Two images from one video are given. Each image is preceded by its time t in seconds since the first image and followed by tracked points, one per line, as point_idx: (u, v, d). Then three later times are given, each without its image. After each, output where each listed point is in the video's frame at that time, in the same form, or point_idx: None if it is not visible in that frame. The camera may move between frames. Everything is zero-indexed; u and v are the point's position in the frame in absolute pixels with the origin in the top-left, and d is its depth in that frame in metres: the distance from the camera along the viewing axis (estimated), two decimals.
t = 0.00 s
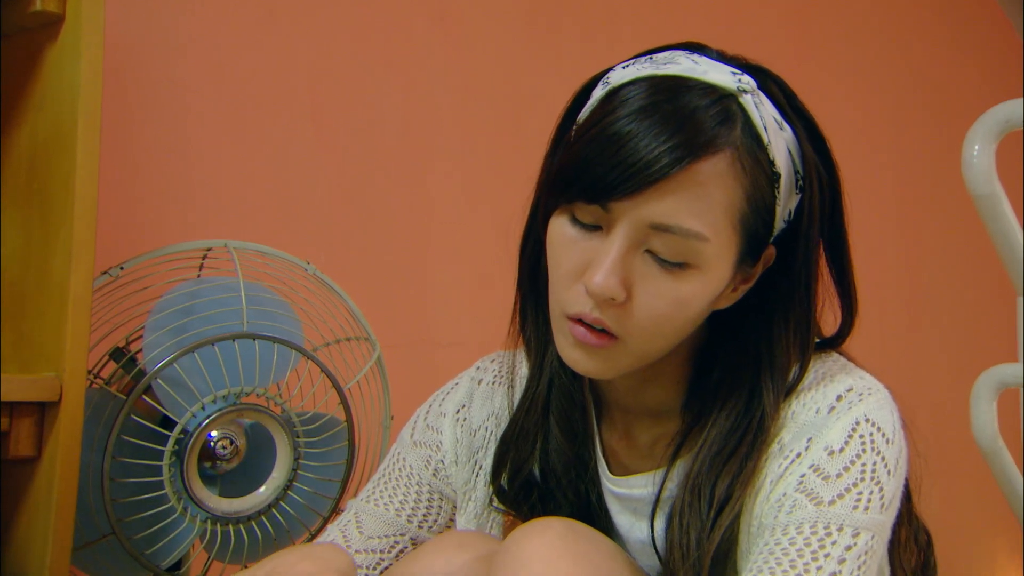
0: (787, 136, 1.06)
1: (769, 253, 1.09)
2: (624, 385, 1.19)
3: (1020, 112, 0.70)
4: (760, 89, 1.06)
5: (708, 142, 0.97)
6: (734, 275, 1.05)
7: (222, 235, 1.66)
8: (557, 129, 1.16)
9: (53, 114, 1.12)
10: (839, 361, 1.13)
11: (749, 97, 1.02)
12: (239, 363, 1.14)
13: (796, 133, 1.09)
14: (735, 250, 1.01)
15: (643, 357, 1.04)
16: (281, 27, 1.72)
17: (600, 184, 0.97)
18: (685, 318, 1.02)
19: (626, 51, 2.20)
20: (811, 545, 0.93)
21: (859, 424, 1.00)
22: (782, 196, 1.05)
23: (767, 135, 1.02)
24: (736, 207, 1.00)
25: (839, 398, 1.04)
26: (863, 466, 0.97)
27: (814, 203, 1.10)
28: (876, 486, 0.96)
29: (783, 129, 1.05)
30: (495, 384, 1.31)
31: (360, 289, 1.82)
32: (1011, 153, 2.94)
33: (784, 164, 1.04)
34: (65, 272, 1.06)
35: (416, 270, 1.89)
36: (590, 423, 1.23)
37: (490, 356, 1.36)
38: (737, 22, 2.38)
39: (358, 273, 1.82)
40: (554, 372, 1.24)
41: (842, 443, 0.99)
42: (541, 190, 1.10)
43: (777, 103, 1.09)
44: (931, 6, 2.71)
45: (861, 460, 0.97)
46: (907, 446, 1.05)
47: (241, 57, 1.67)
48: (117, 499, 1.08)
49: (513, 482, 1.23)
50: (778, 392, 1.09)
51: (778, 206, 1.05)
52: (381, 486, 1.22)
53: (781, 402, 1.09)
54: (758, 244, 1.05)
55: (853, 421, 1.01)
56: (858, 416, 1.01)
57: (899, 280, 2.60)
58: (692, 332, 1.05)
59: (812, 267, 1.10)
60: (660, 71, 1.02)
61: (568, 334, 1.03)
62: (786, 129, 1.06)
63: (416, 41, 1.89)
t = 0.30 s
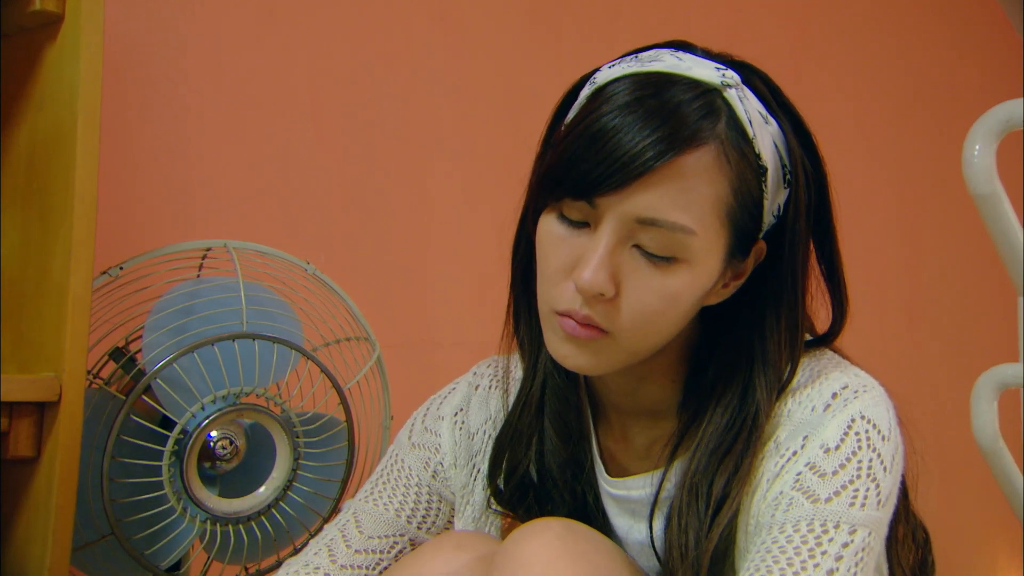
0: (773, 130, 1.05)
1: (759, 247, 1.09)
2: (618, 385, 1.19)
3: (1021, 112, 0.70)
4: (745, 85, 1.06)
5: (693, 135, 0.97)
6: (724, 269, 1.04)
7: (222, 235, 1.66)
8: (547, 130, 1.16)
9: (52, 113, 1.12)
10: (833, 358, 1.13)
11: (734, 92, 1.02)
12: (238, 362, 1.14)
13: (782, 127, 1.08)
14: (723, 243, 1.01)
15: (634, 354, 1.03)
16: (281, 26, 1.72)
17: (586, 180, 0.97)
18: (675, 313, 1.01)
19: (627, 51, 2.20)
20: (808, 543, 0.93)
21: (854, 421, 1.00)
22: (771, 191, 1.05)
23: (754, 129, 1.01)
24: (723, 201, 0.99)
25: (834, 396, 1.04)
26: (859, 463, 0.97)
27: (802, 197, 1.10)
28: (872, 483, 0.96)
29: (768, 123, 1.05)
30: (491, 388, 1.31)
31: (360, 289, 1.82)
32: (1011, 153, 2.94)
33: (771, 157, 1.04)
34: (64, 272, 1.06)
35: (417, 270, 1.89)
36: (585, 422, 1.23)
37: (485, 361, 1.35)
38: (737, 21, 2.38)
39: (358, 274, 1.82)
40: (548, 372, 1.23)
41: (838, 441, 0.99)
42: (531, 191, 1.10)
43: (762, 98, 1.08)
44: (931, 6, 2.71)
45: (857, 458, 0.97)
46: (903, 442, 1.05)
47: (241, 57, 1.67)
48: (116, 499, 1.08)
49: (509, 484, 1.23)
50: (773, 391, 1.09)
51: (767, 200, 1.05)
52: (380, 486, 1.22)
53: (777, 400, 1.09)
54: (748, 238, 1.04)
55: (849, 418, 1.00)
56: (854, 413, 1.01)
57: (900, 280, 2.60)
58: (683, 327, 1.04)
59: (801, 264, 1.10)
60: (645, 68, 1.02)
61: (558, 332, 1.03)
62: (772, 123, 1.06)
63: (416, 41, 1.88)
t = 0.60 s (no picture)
0: (777, 131, 1.05)
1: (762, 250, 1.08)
2: (620, 386, 1.18)
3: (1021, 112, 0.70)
4: (749, 85, 1.06)
5: (695, 136, 0.97)
6: (727, 272, 1.04)
7: (221, 235, 1.65)
8: (551, 130, 1.15)
9: (51, 112, 1.11)
10: (836, 363, 1.13)
11: (738, 93, 1.01)
12: (238, 362, 1.13)
13: (786, 127, 1.08)
14: (725, 245, 1.01)
15: (635, 355, 1.03)
16: (281, 26, 1.72)
17: (588, 181, 0.97)
18: (676, 315, 1.01)
19: (627, 51, 2.20)
20: (812, 548, 0.93)
21: (859, 426, 1.00)
22: (774, 192, 1.05)
23: (756, 131, 1.01)
24: (725, 203, 0.99)
25: (840, 400, 1.04)
26: (864, 468, 0.97)
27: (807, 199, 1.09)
28: (877, 489, 0.96)
29: (772, 124, 1.04)
30: (494, 387, 1.31)
31: (360, 289, 1.82)
32: (1011, 153, 2.94)
33: (776, 159, 1.04)
34: (64, 273, 1.06)
35: (416, 270, 1.89)
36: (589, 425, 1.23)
37: (489, 359, 1.36)
38: (737, 21, 2.38)
39: (358, 274, 1.81)
40: (551, 373, 1.23)
41: (843, 446, 0.99)
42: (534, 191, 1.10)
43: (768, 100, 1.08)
44: (931, 6, 2.71)
45: (862, 463, 0.97)
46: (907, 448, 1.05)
47: (240, 57, 1.67)
48: (115, 500, 1.08)
49: (511, 484, 1.23)
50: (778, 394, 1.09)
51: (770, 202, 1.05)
52: (381, 481, 1.21)
53: (781, 403, 1.09)
54: (750, 240, 1.04)
55: (854, 423, 1.00)
56: (859, 418, 1.01)
57: (900, 280, 2.59)
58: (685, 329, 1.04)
59: (802, 267, 1.09)
60: (649, 68, 1.02)
61: (560, 334, 1.03)
62: (776, 124, 1.06)
63: (416, 40, 1.88)
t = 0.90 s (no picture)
0: (765, 130, 1.04)
1: (756, 250, 1.07)
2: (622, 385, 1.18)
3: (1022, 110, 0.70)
4: (735, 84, 1.05)
5: (678, 139, 0.96)
6: (719, 274, 1.03)
7: (221, 235, 1.65)
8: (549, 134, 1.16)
9: (51, 112, 1.11)
10: (842, 363, 1.12)
11: (723, 93, 1.01)
12: (237, 362, 1.13)
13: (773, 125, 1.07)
14: (713, 247, 1.00)
15: (627, 360, 1.03)
16: (281, 26, 1.72)
17: (571, 186, 0.97)
18: (666, 318, 1.00)
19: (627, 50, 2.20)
20: (818, 549, 0.93)
21: (866, 428, 1.00)
22: (764, 193, 1.04)
23: (742, 131, 1.00)
24: (710, 204, 0.99)
25: (846, 402, 1.03)
26: (870, 471, 0.97)
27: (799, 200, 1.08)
28: (883, 492, 0.96)
29: (760, 122, 1.04)
30: (500, 382, 1.31)
31: (360, 289, 1.82)
32: (1012, 153, 2.94)
33: (764, 160, 1.03)
34: (64, 273, 1.06)
35: (416, 270, 1.89)
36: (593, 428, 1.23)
37: (494, 354, 1.36)
38: (737, 20, 2.38)
39: (358, 274, 1.81)
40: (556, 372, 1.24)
41: (849, 448, 0.98)
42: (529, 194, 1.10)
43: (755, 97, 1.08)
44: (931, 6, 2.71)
45: (868, 465, 0.97)
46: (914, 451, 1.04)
47: (241, 57, 1.67)
48: (114, 500, 1.08)
49: (513, 485, 1.23)
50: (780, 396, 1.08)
51: (760, 202, 1.03)
52: (388, 473, 1.20)
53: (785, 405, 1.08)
54: (741, 241, 1.03)
55: (860, 425, 1.00)
56: (865, 421, 1.00)
57: (900, 280, 2.59)
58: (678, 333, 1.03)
59: (794, 268, 1.08)
60: (635, 70, 1.02)
61: (552, 340, 1.03)
62: (764, 123, 1.05)
63: (416, 40, 1.88)
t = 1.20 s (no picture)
0: (738, 112, 1.04)
1: (737, 235, 1.06)
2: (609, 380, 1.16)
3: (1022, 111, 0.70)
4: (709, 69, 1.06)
5: (642, 114, 0.99)
6: (697, 256, 1.03)
7: (221, 236, 1.65)
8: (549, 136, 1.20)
9: (50, 111, 1.11)
10: (836, 362, 1.11)
11: (693, 73, 1.02)
12: (236, 361, 1.13)
13: (745, 106, 1.06)
14: (686, 224, 1.00)
15: (606, 343, 1.03)
16: (281, 26, 1.71)
17: (542, 165, 1.01)
18: (641, 298, 1.01)
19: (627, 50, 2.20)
20: (816, 552, 0.93)
21: (863, 430, 1.00)
22: (738, 175, 1.03)
23: (711, 109, 1.01)
24: (679, 179, 0.99)
25: (843, 404, 1.03)
26: (867, 473, 0.97)
27: (772, 188, 1.07)
28: (880, 494, 0.96)
29: (732, 104, 1.04)
30: (493, 387, 1.31)
31: (360, 289, 1.81)
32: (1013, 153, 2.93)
33: (738, 141, 1.03)
34: (63, 272, 1.06)
35: (416, 270, 1.89)
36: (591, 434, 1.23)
37: (488, 358, 1.36)
38: (737, 20, 2.38)
39: (358, 274, 1.81)
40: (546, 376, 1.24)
41: (846, 450, 0.98)
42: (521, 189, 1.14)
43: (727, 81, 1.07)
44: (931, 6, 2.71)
45: (866, 468, 0.97)
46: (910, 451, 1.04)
47: (241, 57, 1.67)
48: (113, 501, 1.07)
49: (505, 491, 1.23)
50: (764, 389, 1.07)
51: (735, 184, 1.03)
52: (379, 492, 1.21)
53: (772, 407, 1.08)
54: (719, 222, 1.03)
55: (857, 427, 1.00)
56: (862, 423, 1.00)
57: (901, 280, 2.59)
58: (657, 316, 1.03)
59: (768, 254, 1.08)
60: (610, 58, 1.06)
61: (535, 326, 1.05)
62: (736, 105, 1.05)
63: (415, 40, 1.88)
